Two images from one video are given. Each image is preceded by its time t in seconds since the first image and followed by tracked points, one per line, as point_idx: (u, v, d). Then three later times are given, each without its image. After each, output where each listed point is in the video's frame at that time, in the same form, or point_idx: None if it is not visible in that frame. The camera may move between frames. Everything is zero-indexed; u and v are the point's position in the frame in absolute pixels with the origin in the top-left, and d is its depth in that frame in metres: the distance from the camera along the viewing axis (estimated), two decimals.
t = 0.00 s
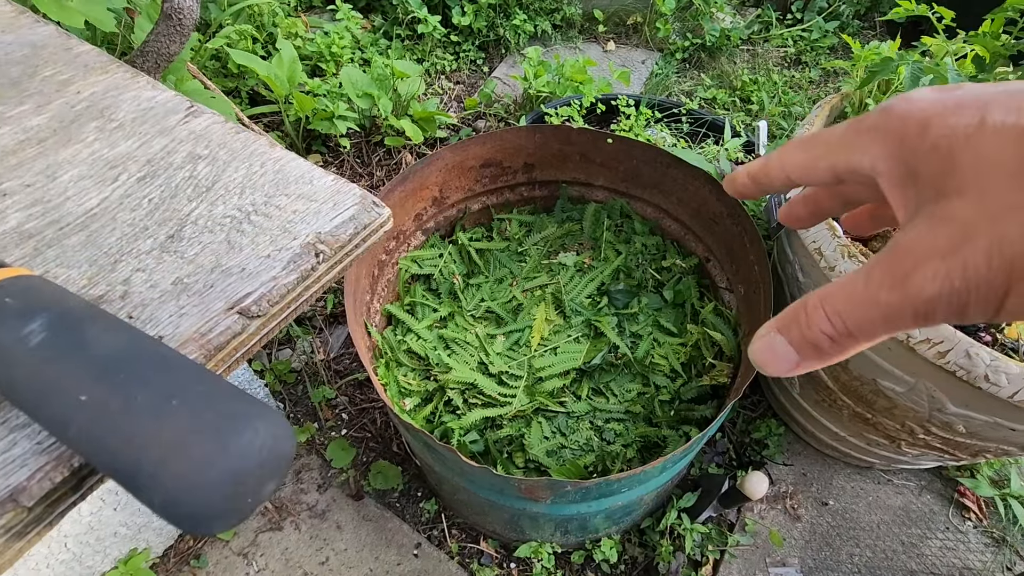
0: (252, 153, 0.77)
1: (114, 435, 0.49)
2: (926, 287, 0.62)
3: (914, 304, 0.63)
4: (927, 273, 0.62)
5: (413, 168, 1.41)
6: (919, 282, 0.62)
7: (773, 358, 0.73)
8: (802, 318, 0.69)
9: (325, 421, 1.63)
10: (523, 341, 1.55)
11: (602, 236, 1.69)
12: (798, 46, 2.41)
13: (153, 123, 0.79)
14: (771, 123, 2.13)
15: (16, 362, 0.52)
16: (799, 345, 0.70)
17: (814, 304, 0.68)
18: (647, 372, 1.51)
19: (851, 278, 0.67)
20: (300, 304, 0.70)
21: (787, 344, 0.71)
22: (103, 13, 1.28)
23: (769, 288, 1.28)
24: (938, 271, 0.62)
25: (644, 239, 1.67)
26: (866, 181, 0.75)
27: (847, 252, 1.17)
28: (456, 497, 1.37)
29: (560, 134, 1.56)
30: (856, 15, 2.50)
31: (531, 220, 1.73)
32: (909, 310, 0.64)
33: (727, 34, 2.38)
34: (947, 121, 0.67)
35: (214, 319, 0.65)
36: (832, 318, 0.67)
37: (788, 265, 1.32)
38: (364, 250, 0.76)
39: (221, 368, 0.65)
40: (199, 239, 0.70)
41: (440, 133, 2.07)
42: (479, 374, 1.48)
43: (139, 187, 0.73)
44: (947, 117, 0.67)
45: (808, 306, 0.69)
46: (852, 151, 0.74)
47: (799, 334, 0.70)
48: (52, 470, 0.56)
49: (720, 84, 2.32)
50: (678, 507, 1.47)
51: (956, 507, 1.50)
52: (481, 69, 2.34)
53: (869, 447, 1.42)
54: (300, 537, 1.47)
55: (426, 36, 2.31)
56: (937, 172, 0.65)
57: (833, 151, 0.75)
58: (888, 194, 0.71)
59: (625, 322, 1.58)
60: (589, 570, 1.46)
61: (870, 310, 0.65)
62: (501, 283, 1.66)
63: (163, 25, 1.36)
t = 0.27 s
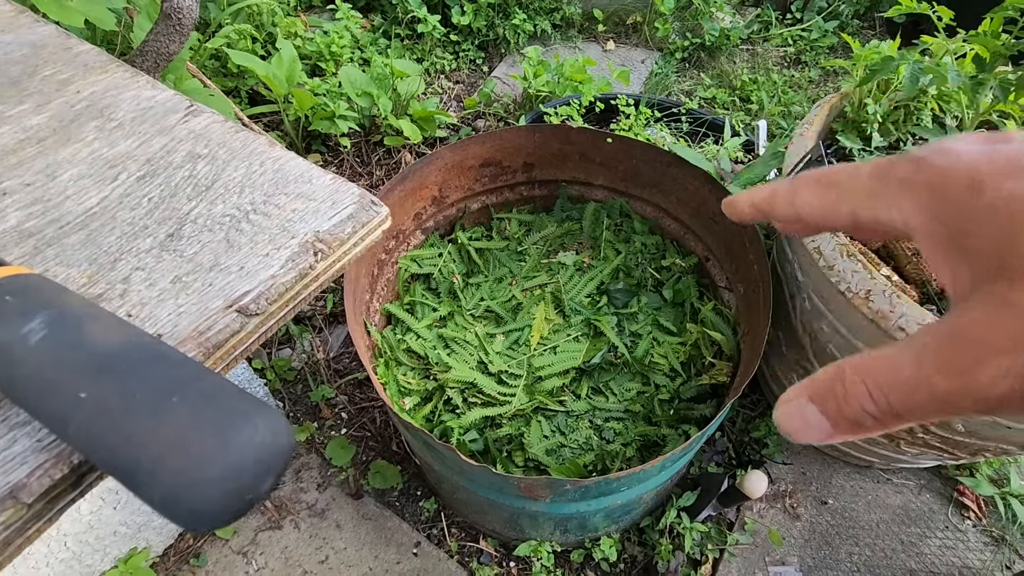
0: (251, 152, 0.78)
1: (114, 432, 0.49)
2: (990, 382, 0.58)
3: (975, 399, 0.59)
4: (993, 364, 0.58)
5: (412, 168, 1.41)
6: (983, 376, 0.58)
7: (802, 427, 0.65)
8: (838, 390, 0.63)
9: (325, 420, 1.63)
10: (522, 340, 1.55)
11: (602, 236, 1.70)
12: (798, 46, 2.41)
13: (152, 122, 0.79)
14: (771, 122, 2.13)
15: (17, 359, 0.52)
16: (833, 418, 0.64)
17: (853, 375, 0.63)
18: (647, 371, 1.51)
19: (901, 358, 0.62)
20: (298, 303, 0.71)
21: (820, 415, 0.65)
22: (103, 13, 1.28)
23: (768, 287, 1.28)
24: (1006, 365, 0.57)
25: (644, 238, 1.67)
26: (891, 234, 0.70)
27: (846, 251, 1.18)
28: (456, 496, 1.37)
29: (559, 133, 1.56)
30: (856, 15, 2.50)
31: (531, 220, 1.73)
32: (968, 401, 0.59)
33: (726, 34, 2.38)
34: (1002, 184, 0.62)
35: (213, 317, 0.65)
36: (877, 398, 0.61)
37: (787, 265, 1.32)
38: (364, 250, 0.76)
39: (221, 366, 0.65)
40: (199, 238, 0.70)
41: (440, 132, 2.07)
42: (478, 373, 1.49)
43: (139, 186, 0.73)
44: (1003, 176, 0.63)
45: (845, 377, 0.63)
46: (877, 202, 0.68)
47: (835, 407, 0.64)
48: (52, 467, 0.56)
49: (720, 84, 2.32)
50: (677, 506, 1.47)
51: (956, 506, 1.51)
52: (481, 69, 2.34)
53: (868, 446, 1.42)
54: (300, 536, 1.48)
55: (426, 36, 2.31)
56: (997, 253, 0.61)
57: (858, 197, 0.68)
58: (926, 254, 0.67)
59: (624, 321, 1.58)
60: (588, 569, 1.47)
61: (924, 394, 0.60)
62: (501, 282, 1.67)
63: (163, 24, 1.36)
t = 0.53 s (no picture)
0: (244, 148, 0.77)
1: (102, 427, 0.49)
2: (954, 325, 0.60)
3: (942, 343, 0.61)
4: (954, 309, 0.60)
5: (410, 165, 1.41)
6: (948, 321, 0.60)
7: (777, 389, 0.67)
8: (815, 349, 0.65)
9: (323, 419, 1.63)
10: (521, 338, 1.55)
11: (600, 234, 1.69)
12: (797, 45, 2.41)
13: (145, 118, 0.78)
14: (770, 121, 2.13)
15: (4, 354, 0.52)
16: (809, 377, 0.66)
17: (829, 332, 0.64)
18: (645, 369, 1.51)
19: (871, 310, 0.64)
20: (288, 300, 0.71)
21: (795, 376, 0.66)
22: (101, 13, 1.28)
23: (767, 286, 1.28)
24: (967, 306, 0.60)
25: (642, 237, 1.67)
26: (875, 207, 0.74)
27: (844, 249, 1.16)
28: (454, 494, 1.37)
29: (557, 131, 1.56)
30: (855, 13, 2.50)
31: (529, 218, 1.73)
32: (933, 351, 0.62)
33: (725, 32, 2.38)
34: (972, 149, 0.66)
35: (204, 313, 0.65)
36: (852, 350, 0.63)
37: (785, 263, 1.32)
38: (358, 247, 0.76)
39: (211, 361, 0.66)
40: (190, 233, 0.70)
41: (438, 131, 2.07)
42: (476, 371, 1.49)
43: (131, 181, 0.73)
44: (970, 141, 0.67)
45: (822, 334, 0.64)
46: (864, 172, 0.72)
47: (811, 365, 0.65)
48: (41, 463, 0.56)
49: (719, 82, 2.32)
50: (675, 505, 1.47)
51: (953, 505, 1.51)
52: (479, 67, 2.34)
53: (866, 445, 1.42)
54: (298, 535, 1.47)
55: (425, 34, 2.31)
56: (960, 210, 0.64)
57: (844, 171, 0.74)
58: (904, 221, 0.70)
59: (622, 320, 1.58)
60: (586, 568, 1.47)
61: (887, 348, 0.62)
62: (499, 281, 1.66)
63: (159, 22, 1.36)
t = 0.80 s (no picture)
0: (249, 146, 0.77)
1: (112, 424, 0.49)
2: None
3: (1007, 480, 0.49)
4: None
5: (412, 164, 1.41)
6: None
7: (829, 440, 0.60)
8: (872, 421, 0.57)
9: (326, 418, 1.63)
10: (523, 338, 1.55)
11: (602, 233, 1.69)
12: (798, 43, 2.41)
13: (151, 116, 0.79)
14: (771, 120, 2.13)
15: (13, 351, 0.52)
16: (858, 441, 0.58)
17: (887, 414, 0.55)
18: (647, 368, 1.51)
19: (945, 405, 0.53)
20: (296, 299, 0.70)
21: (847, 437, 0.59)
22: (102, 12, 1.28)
23: (769, 285, 1.28)
24: None
25: (644, 236, 1.67)
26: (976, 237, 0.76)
27: (846, 248, 1.17)
28: (456, 494, 1.37)
29: (559, 130, 1.56)
30: (857, 12, 2.49)
31: (531, 217, 1.73)
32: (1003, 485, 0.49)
33: (727, 31, 2.38)
34: None
35: (212, 312, 0.65)
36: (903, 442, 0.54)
37: (787, 262, 1.32)
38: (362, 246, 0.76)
39: (221, 359, 0.65)
40: (197, 231, 0.70)
41: (440, 130, 2.07)
42: (479, 371, 1.49)
43: (137, 179, 0.73)
44: None
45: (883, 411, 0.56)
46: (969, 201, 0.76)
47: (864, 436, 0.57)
48: (51, 460, 0.56)
49: (720, 82, 2.31)
50: (677, 504, 1.47)
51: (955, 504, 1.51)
52: (481, 67, 2.34)
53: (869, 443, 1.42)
54: (300, 534, 1.47)
55: (426, 33, 2.31)
56: None
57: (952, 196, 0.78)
58: None
59: (625, 319, 1.58)
60: (588, 567, 1.46)
61: (942, 430, 0.51)
62: (501, 280, 1.66)
63: (161, 21, 1.35)
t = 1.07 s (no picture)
0: (252, 155, 0.77)
1: (115, 443, 0.48)
2: None
3: None
4: None
5: (412, 167, 1.41)
6: None
7: None
8: None
9: (326, 421, 1.63)
10: (523, 340, 1.55)
11: (602, 235, 1.69)
12: (797, 45, 2.41)
13: (152, 125, 0.78)
14: (770, 121, 2.13)
15: (15, 368, 0.52)
16: None
17: None
18: (648, 371, 1.50)
19: None
20: (300, 311, 0.70)
21: None
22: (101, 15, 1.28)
23: (770, 288, 1.28)
24: None
25: (644, 238, 1.67)
26: None
27: (847, 251, 1.17)
28: (457, 497, 1.37)
29: (559, 132, 1.56)
30: (856, 13, 2.49)
31: (531, 220, 1.73)
32: None
33: (726, 32, 2.38)
34: None
35: (214, 326, 0.64)
36: None
37: (788, 265, 1.31)
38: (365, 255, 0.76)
39: (223, 372, 0.65)
40: (200, 243, 0.69)
41: (439, 131, 2.07)
42: (479, 373, 1.48)
43: (139, 190, 0.73)
44: None
45: None
46: None
47: None
48: (53, 478, 0.56)
49: (719, 83, 2.31)
50: (678, 506, 1.47)
51: (956, 506, 1.50)
52: (480, 68, 2.34)
53: (870, 446, 1.42)
54: (301, 537, 1.47)
55: (425, 34, 2.31)
56: None
57: None
58: None
59: (625, 322, 1.58)
60: (589, 569, 1.46)
61: None
62: (501, 282, 1.66)
63: (160, 24, 1.35)
